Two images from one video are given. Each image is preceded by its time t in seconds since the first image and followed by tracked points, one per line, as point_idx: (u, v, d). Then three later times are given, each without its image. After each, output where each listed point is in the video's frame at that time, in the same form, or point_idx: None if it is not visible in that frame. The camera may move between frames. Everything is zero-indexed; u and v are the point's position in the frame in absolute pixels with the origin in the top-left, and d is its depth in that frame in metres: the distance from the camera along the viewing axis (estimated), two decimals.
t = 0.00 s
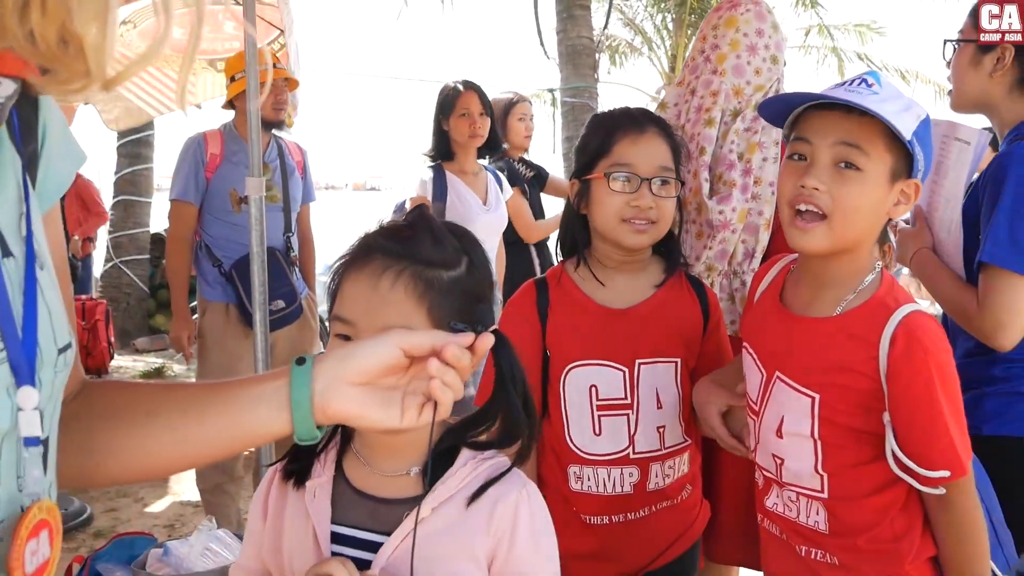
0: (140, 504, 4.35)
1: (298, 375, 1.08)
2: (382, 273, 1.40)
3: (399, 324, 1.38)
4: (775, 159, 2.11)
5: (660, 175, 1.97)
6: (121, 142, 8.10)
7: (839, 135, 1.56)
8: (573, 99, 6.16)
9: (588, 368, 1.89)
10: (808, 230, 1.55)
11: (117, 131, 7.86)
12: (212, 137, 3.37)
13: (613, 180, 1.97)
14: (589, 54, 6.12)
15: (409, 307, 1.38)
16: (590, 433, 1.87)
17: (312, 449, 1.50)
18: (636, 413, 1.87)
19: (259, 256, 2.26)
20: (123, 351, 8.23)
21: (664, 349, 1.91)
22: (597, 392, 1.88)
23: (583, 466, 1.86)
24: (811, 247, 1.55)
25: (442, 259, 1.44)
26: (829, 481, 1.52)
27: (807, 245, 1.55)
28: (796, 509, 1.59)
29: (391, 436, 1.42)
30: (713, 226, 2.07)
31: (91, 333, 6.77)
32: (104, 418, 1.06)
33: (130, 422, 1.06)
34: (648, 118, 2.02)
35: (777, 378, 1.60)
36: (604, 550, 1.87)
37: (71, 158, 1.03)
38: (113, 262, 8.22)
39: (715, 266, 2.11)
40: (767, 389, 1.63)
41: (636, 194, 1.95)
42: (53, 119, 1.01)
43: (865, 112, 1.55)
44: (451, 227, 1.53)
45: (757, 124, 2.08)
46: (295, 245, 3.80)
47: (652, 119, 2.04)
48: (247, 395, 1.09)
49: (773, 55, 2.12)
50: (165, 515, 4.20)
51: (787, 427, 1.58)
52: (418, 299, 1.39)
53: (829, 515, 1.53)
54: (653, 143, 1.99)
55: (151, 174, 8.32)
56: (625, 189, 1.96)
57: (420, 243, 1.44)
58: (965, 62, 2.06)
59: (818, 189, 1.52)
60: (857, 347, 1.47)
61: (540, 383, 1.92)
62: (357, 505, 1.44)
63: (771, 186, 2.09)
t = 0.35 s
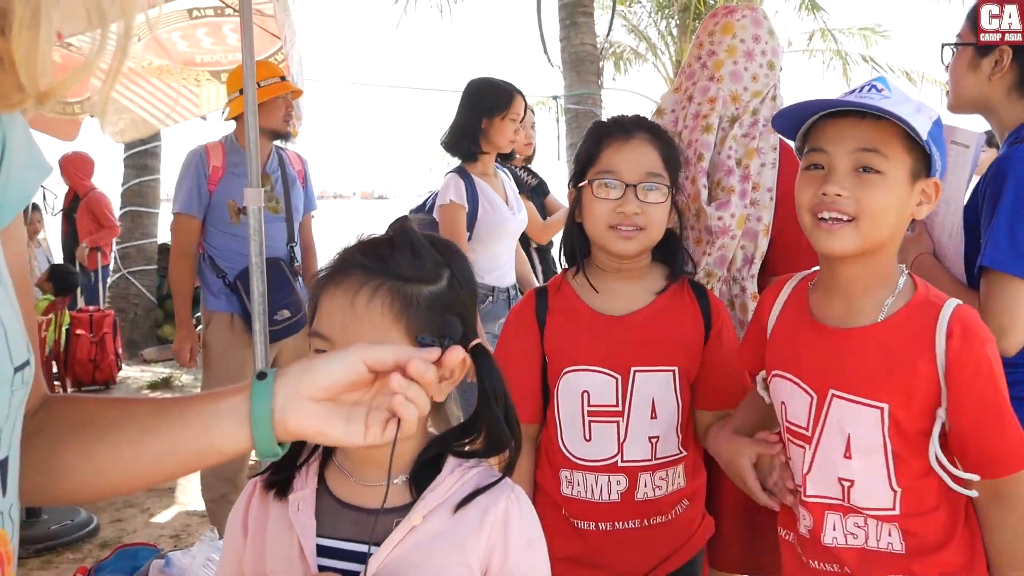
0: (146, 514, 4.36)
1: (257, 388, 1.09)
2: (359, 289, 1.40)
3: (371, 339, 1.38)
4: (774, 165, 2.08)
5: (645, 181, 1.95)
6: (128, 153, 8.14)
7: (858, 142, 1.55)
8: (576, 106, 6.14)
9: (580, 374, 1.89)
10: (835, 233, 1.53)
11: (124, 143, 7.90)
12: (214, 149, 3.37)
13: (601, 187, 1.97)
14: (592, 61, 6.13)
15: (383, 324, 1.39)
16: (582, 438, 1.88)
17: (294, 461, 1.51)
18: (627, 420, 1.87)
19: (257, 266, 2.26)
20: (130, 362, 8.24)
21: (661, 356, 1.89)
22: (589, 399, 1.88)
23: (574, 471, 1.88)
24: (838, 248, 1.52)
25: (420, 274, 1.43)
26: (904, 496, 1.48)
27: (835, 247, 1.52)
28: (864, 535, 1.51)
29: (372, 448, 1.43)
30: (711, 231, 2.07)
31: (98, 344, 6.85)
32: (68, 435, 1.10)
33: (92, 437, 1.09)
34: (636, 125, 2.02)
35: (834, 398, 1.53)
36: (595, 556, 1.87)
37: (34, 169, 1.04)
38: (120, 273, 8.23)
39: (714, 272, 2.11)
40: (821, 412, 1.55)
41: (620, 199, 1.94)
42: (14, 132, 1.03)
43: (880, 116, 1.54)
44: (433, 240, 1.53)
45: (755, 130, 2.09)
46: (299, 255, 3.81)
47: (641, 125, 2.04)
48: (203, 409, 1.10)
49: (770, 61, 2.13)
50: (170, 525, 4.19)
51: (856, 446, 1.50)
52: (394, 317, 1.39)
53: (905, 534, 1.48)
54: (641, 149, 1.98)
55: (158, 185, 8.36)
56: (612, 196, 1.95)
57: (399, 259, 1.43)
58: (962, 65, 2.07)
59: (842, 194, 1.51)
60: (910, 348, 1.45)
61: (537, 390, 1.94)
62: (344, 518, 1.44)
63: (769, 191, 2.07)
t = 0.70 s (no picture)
0: (147, 522, 4.35)
1: (175, 423, 1.13)
2: (374, 288, 1.39)
3: (392, 332, 1.35)
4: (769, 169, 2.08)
5: (634, 187, 1.95)
6: (130, 161, 8.17)
7: (853, 132, 1.60)
8: (577, 111, 6.11)
9: (572, 377, 1.90)
10: (844, 221, 1.55)
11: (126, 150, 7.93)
12: (218, 156, 3.35)
13: (589, 194, 1.98)
14: (593, 66, 6.11)
15: (400, 321, 1.36)
16: (572, 441, 1.89)
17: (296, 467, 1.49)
18: (615, 425, 1.87)
19: (255, 271, 2.26)
20: (133, 369, 8.25)
21: (653, 360, 1.88)
22: (579, 401, 1.89)
23: (564, 473, 1.89)
24: (849, 234, 1.53)
25: (436, 278, 1.43)
26: (959, 487, 1.45)
27: (846, 236, 1.54)
28: (922, 534, 1.47)
29: (381, 455, 1.41)
30: (707, 236, 2.08)
31: (98, 355, 6.93)
32: None
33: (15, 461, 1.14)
34: (629, 130, 2.02)
35: (879, 392, 1.51)
36: (584, 560, 1.87)
37: (16, 171, 1.05)
38: (122, 280, 8.25)
39: (711, 277, 2.10)
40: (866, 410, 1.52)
41: (609, 205, 1.95)
42: None
43: (871, 104, 1.60)
44: (448, 248, 1.53)
45: (749, 134, 2.09)
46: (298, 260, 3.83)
47: (635, 129, 2.04)
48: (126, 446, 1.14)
49: (763, 64, 2.14)
50: (172, 533, 4.19)
51: (909, 440, 1.47)
52: (410, 317, 1.37)
53: (963, 526, 1.45)
54: (629, 155, 1.98)
55: (160, 192, 8.37)
56: (599, 203, 1.96)
57: (414, 260, 1.44)
58: (958, 68, 2.07)
59: (845, 181, 1.54)
60: (952, 334, 1.45)
61: (535, 390, 1.98)
62: (350, 527, 1.42)
63: (764, 196, 2.06)
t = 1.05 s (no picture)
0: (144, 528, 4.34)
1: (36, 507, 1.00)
2: (375, 291, 1.39)
3: (389, 336, 1.35)
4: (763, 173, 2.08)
5: (628, 195, 1.95)
6: (126, 166, 8.17)
7: (912, 136, 1.50)
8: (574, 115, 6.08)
9: (566, 381, 1.92)
10: (907, 231, 1.44)
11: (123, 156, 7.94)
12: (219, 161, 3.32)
13: (582, 202, 1.99)
14: (590, 71, 6.11)
15: (399, 327, 1.37)
16: (564, 444, 1.91)
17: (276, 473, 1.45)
18: (604, 430, 1.88)
19: (251, 278, 2.26)
20: (131, 374, 8.24)
21: (646, 367, 1.88)
22: (571, 405, 1.91)
23: (556, 475, 1.93)
24: (913, 246, 1.43)
25: (435, 287, 1.44)
26: None
27: (910, 247, 1.43)
28: None
29: (365, 466, 1.39)
30: (702, 241, 2.08)
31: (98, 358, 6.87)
32: None
33: None
34: (623, 136, 2.02)
35: (945, 419, 1.39)
36: (576, 562, 1.89)
37: None
38: (120, 286, 8.25)
39: (706, 282, 2.10)
40: (928, 439, 1.41)
41: (603, 213, 1.96)
42: None
43: (931, 105, 1.51)
44: (447, 260, 1.53)
45: (742, 138, 2.10)
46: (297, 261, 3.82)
47: (629, 134, 2.03)
48: None
49: (756, 69, 2.14)
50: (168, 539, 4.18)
51: (974, 475, 1.35)
52: (408, 324, 1.38)
53: None
54: (624, 161, 1.98)
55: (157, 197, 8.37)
56: (593, 210, 1.97)
57: (415, 267, 1.44)
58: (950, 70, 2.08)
59: (904, 187, 1.44)
60: None
61: (531, 395, 2.01)
62: (338, 540, 1.39)
63: (759, 200, 2.06)
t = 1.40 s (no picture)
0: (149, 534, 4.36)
1: None
2: (353, 315, 1.39)
3: (369, 363, 1.35)
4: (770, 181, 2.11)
5: (629, 205, 1.97)
6: (132, 174, 8.21)
7: None
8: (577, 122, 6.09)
9: (566, 390, 1.94)
10: None
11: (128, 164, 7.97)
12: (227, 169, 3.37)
13: (585, 211, 2.01)
14: (594, 77, 6.14)
15: (378, 353, 1.37)
16: (564, 453, 1.93)
17: (250, 494, 1.46)
18: (604, 439, 1.90)
19: (258, 286, 2.28)
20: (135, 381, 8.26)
21: (649, 377, 1.89)
22: (570, 414, 1.93)
23: (557, 483, 1.95)
24: None
25: (418, 314, 1.45)
26: None
27: None
28: None
29: (342, 505, 1.39)
30: (709, 249, 2.10)
31: (101, 364, 6.91)
32: None
33: None
34: (624, 145, 2.03)
35: None
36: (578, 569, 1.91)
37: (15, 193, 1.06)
38: (125, 292, 8.29)
39: (714, 290, 2.12)
40: None
41: (603, 223, 1.98)
42: None
43: None
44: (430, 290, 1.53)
45: (749, 146, 2.12)
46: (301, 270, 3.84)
47: (632, 144, 2.04)
48: None
49: (761, 76, 2.16)
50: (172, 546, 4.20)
51: None
52: (388, 350, 1.38)
53: None
54: (627, 171, 1.99)
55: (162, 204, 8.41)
56: (596, 220, 1.99)
57: (395, 291, 1.45)
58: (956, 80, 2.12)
59: None
60: None
61: (533, 399, 2.04)
62: None
63: (766, 208, 2.09)
